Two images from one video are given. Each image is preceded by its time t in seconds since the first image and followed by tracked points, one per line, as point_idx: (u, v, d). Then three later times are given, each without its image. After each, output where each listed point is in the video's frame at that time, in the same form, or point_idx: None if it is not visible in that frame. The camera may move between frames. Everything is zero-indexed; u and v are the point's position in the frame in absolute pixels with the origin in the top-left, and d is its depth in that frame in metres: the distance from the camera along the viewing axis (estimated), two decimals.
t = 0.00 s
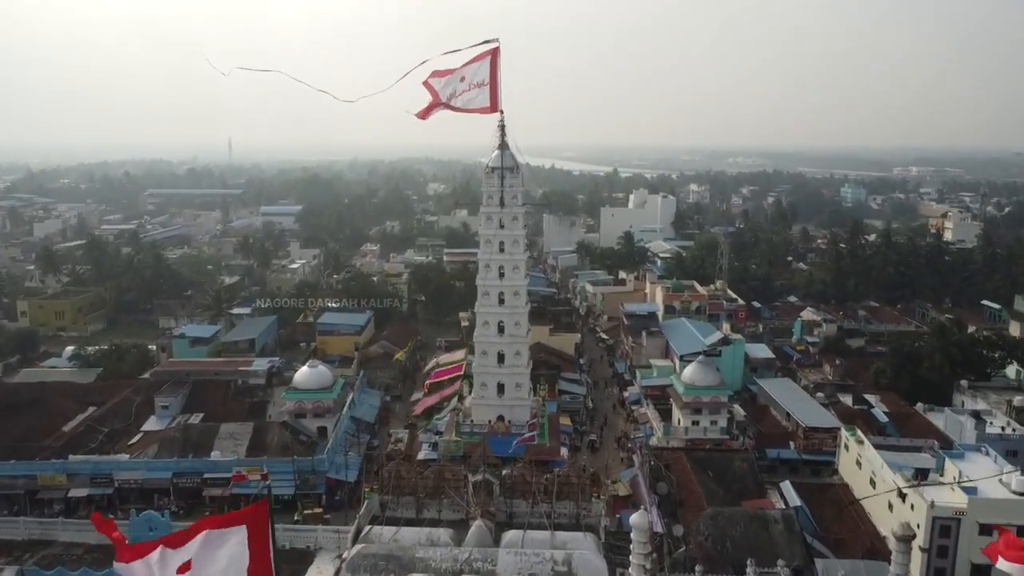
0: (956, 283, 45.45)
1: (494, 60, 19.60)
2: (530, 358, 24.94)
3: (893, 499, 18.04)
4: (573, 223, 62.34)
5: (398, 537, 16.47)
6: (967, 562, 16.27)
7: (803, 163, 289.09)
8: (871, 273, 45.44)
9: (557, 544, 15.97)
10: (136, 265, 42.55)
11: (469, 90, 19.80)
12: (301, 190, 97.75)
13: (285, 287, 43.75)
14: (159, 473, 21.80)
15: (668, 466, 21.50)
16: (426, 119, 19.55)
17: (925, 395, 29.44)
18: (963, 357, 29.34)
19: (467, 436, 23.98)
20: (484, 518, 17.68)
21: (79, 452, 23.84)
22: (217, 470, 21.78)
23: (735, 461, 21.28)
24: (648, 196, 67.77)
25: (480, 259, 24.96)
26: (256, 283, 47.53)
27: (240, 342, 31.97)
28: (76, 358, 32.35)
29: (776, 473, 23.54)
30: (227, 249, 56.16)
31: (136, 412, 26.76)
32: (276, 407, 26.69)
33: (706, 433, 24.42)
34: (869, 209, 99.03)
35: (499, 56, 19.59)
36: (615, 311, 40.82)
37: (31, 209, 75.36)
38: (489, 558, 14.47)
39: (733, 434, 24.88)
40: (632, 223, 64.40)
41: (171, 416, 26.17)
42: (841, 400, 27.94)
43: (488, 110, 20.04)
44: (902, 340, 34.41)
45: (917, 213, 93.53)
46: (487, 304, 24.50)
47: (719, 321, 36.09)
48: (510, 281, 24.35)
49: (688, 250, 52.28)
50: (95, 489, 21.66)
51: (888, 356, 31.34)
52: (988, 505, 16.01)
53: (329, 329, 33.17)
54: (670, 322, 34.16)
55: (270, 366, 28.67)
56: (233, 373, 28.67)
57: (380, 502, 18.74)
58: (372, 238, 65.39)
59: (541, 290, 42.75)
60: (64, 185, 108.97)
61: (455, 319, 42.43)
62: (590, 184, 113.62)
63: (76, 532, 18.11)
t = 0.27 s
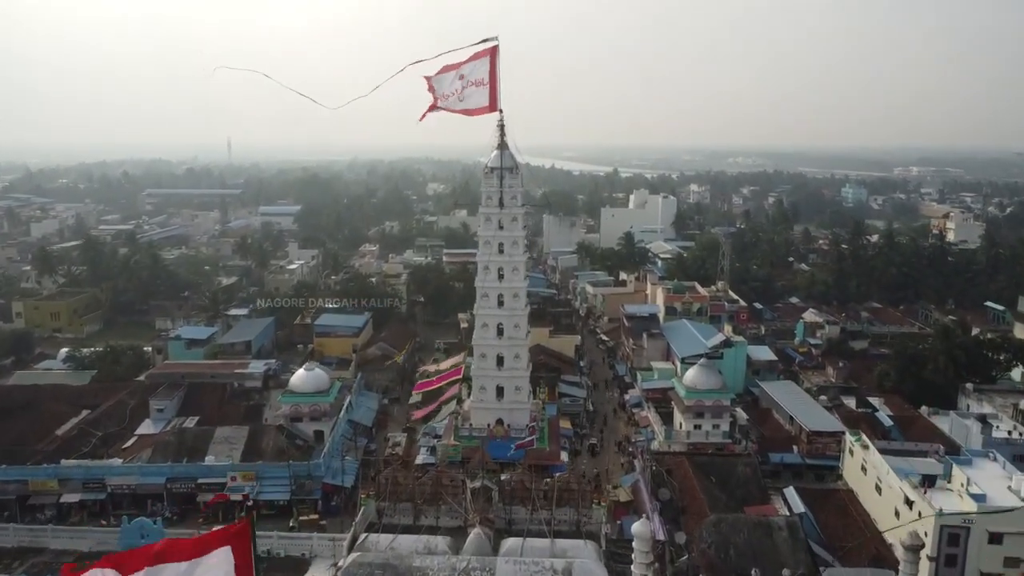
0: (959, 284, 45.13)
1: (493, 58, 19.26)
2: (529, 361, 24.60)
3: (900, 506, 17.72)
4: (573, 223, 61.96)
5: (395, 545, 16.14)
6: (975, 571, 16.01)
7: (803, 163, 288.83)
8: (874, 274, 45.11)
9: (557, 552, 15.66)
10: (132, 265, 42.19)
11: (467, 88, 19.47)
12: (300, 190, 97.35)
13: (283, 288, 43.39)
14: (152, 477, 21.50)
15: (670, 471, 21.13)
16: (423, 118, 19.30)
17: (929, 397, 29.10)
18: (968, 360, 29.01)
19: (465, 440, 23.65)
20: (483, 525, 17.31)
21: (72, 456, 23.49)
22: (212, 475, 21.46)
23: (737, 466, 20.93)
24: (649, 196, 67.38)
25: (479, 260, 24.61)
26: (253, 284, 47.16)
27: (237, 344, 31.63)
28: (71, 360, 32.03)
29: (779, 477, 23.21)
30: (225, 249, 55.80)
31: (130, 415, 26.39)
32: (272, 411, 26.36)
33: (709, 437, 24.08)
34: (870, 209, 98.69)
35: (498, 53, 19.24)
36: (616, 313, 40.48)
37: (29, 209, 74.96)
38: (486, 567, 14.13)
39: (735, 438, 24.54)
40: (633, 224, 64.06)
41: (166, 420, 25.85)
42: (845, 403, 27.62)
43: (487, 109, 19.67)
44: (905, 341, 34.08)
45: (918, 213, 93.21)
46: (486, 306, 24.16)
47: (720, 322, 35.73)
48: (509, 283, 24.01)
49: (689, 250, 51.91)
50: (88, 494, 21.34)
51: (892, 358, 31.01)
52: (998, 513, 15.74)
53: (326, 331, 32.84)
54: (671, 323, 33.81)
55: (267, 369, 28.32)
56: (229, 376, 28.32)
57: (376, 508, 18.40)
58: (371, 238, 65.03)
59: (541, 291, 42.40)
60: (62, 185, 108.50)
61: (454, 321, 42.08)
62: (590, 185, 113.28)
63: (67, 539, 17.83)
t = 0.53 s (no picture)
0: (960, 284, 44.94)
1: (492, 57, 19.07)
2: (529, 362, 24.37)
3: (904, 510, 17.53)
4: (573, 224, 61.70)
5: (392, 550, 15.92)
6: None
7: (804, 163, 288.62)
8: (875, 274, 44.89)
9: (557, 557, 15.43)
10: (130, 265, 41.93)
11: (465, 87, 19.25)
12: (299, 190, 97.05)
13: (282, 288, 43.16)
14: (148, 481, 21.28)
15: (671, 474, 20.89)
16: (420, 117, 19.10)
17: (932, 399, 28.89)
18: (971, 362, 28.80)
19: (464, 443, 23.43)
20: (482, 530, 17.08)
21: (67, 459, 23.25)
22: (208, 479, 21.23)
23: (739, 469, 20.71)
24: (649, 196, 67.14)
25: (479, 261, 24.39)
26: (252, 284, 46.92)
27: (234, 345, 31.38)
28: (67, 361, 31.77)
29: (781, 480, 22.98)
30: (223, 250, 55.54)
31: (126, 417, 26.15)
32: (269, 413, 26.11)
33: (710, 439, 23.86)
34: (871, 209, 98.52)
35: (497, 53, 19.05)
36: (616, 313, 40.26)
37: (27, 209, 74.62)
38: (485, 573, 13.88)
39: (737, 440, 24.32)
40: (633, 224, 63.81)
41: (162, 422, 25.62)
42: (847, 405, 27.39)
43: (485, 109, 19.44)
44: (907, 342, 33.86)
45: (919, 214, 93.00)
46: (485, 307, 23.94)
47: (721, 323, 35.50)
48: (508, 284, 23.79)
49: (690, 251, 51.68)
50: (82, 498, 21.12)
51: (894, 359, 30.79)
52: (1004, 518, 15.55)
53: (324, 332, 32.62)
54: (672, 324, 33.59)
55: (264, 370, 28.08)
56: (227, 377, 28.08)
57: (374, 513, 18.18)
58: (370, 238, 64.80)
59: (541, 291, 42.17)
60: (61, 184, 108.14)
61: (453, 322, 41.83)
62: (590, 185, 113.07)
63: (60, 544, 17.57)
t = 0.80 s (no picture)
0: (963, 285, 44.69)
1: (491, 56, 18.85)
2: (529, 364, 24.12)
3: (909, 515, 17.30)
4: (573, 224, 61.44)
5: (390, 555, 15.68)
6: None
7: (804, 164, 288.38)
8: (877, 275, 44.65)
9: (557, 563, 15.19)
10: (127, 266, 41.68)
11: (464, 87, 19.02)
12: (298, 190, 96.81)
13: (280, 289, 42.92)
14: (143, 485, 21.02)
15: (673, 478, 20.64)
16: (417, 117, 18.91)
17: (935, 401, 28.64)
18: (975, 364, 28.56)
19: (463, 446, 23.17)
20: (481, 535, 16.83)
21: (62, 462, 22.99)
22: (204, 483, 20.97)
23: (742, 473, 20.45)
24: (649, 197, 66.89)
25: (477, 262, 24.14)
26: (250, 285, 46.68)
27: (232, 347, 31.13)
28: (63, 363, 31.50)
29: (784, 484, 22.73)
30: (222, 250, 55.26)
31: (122, 420, 25.89)
32: (266, 416, 25.85)
33: (712, 442, 23.61)
34: (872, 209, 98.32)
35: (497, 53, 18.84)
36: (617, 315, 40.01)
37: (25, 210, 74.36)
38: None
39: (739, 443, 24.07)
40: (633, 224, 63.56)
41: (158, 425, 25.37)
42: (850, 407, 27.14)
43: (484, 109, 19.20)
44: (910, 344, 33.63)
45: (919, 214, 92.77)
46: (484, 310, 23.68)
47: (723, 324, 35.24)
48: (508, 285, 23.54)
49: (690, 251, 51.42)
50: (77, 502, 20.86)
51: (897, 362, 30.55)
52: (1012, 524, 15.34)
53: (323, 333, 32.38)
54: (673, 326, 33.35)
55: (262, 372, 27.83)
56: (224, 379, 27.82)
57: (371, 518, 17.90)
58: (370, 239, 64.57)
59: (541, 292, 41.90)
60: (59, 185, 107.87)
61: (453, 323, 41.59)
62: (590, 185, 112.84)
63: (53, 549, 17.31)
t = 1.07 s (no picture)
0: (965, 286, 44.43)
1: (491, 55, 18.56)
2: (529, 366, 23.86)
3: (915, 521, 17.04)
4: (573, 224, 61.17)
5: (388, 561, 15.43)
6: None
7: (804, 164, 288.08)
8: (879, 276, 44.37)
9: (557, 569, 14.95)
10: (125, 267, 41.42)
11: (463, 87, 18.75)
12: (297, 190, 96.56)
13: (279, 289, 42.68)
14: (139, 489, 20.76)
15: (674, 482, 20.38)
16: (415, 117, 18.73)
17: (939, 403, 28.38)
18: (980, 366, 28.30)
19: (462, 449, 22.91)
20: (480, 541, 16.58)
21: (56, 466, 22.73)
22: (199, 487, 20.72)
23: (745, 477, 20.18)
24: (650, 197, 66.63)
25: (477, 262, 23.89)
26: (249, 286, 46.43)
27: (229, 349, 30.87)
28: (59, 365, 31.24)
29: (787, 488, 22.47)
30: (220, 251, 55.01)
31: (118, 423, 25.63)
32: (264, 418, 25.60)
33: (713, 445, 23.37)
34: (873, 209, 98.04)
35: (496, 51, 18.55)
36: (618, 316, 39.74)
37: (23, 210, 74.09)
38: None
39: (741, 446, 23.81)
40: (634, 224, 63.30)
41: (155, 427, 25.11)
42: (853, 409, 26.88)
43: (483, 109, 18.94)
44: (913, 346, 33.38)
45: (921, 214, 92.48)
46: (484, 312, 23.42)
47: (724, 325, 34.98)
48: (508, 286, 23.28)
49: (691, 252, 51.15)
50: (71, 506, 20.60)
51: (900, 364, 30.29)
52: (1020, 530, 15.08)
53: (321, 334, 32.13)
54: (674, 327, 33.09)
55: (259, 374, 27.57)
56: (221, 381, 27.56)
57: (369, 522, 17.64)
58: (369, 239, 64.31)
59: (541, 293, 41.64)
60: (57, 185, 107.61)
61: (452, 323, 41.33)
62: (590, 185, 112.57)
63: (46, 555, 17.06)
